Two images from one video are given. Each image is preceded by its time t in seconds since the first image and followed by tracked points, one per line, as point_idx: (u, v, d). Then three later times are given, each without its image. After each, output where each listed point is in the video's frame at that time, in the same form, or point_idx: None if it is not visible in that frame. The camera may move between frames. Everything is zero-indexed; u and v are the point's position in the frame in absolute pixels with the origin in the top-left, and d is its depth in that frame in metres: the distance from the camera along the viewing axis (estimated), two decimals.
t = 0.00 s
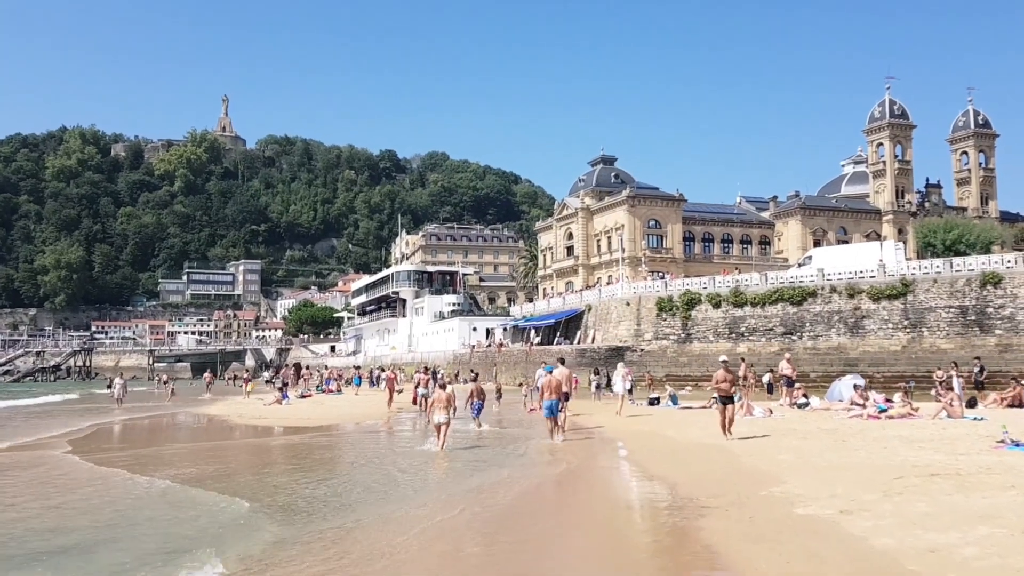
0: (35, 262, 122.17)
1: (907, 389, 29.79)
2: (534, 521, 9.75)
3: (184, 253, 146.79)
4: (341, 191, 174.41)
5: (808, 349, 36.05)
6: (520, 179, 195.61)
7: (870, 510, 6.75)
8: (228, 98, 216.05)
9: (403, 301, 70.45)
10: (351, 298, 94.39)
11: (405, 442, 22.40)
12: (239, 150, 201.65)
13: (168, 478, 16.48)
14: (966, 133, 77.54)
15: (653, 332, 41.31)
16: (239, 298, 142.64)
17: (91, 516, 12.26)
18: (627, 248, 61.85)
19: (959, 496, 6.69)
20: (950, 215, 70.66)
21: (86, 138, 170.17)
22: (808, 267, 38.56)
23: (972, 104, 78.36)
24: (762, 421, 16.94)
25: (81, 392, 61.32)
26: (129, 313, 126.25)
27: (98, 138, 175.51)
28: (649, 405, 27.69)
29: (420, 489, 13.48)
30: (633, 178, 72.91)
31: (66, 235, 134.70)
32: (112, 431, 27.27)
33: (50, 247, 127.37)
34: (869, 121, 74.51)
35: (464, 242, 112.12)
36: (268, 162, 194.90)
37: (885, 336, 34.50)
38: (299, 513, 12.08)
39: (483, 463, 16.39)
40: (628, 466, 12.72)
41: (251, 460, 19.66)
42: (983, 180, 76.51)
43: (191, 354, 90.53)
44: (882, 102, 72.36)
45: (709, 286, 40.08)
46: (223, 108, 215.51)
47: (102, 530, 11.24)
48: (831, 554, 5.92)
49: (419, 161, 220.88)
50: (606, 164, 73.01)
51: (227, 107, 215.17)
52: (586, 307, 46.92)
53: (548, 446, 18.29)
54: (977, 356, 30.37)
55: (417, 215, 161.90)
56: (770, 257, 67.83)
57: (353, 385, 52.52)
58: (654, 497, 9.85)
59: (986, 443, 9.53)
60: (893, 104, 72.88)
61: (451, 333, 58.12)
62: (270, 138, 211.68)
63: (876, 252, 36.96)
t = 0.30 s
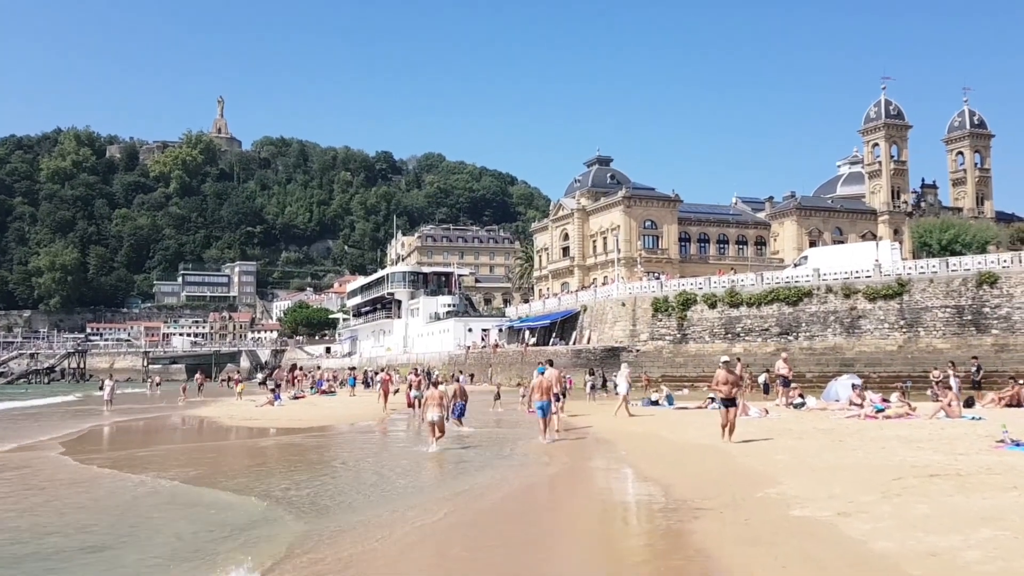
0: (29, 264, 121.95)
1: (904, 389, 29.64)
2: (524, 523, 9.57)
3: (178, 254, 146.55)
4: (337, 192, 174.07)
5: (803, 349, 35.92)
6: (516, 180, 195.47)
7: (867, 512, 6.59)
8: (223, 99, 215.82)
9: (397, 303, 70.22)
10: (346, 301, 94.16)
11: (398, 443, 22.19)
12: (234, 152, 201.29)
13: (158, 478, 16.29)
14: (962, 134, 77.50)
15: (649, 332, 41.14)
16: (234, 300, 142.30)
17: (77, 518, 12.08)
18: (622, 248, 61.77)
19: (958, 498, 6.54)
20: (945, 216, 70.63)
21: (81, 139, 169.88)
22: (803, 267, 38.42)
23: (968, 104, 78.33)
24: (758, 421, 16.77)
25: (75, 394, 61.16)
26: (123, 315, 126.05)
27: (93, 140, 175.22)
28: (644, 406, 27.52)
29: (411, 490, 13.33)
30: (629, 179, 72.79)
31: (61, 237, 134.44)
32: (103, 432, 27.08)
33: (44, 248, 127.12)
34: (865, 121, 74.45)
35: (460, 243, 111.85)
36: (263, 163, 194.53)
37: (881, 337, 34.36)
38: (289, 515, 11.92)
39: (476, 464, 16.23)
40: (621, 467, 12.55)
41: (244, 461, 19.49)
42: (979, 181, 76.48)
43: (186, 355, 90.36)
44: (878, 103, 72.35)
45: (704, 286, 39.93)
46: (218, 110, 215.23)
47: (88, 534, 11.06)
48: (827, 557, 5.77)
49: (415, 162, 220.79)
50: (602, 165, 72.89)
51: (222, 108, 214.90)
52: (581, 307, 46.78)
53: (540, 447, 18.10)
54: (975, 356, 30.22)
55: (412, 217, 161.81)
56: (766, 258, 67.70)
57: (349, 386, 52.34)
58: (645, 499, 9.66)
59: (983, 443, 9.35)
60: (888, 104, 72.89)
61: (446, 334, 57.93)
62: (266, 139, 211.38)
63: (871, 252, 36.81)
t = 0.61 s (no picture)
0: (24, 263, 121.53)
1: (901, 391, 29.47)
2: (515, 530, 9.38)
3: (174, 254, 146.11)
4: (333, 191, 173.74)
5: (800, 350, 35.73)
6: (513, 180, 195.12)
7: (870, 523, 6.41)
8: (219, 98, 215.32)
9: (393, 303, 69.99)
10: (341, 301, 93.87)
11: (391, 445, 21.95)
12: (230, 151, 200.80)
13: (147, 481, 16.08)
14: (958, 134, 77.40)
15: (645, 333, 40.93)
16: (230, 299, 142.03)
17: (64, 521, 11.85)
18: (618, 249, 61.57)
19: (963, 508, 6.37)
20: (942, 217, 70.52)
21: (77, 138, 169.32)
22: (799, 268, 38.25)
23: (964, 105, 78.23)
24: (755, 424, 16.57)
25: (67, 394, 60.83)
26: (118, 314, 125.66)
27: (89, 138, 174.65)
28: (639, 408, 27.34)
29: (402, 494, 13.11)
30: (625, 179, 72.59)
31: (56, 236, 134.02)
32: (93, 434, 26.86)
33: (39, 247, 126.75)
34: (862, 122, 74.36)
35: (456, 242, 111.51)
36: (259, 162, 194.05)
37: (877, 338, 34.18)
38: (278, 519, 11.72)
39: (468, 467, 16.01)
40: (616, 473, 12.34)
41: (235, 462, 19.28)
42: (976, 181, 76.40)
43: (180, 355, 90.13)
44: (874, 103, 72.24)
45: (701, 287, 39.74)
46: (214, 109, 214.72)
47: (74, 536, 10.87)
48: (828, 570, 5.60)
49: (412, 162, 220.46)
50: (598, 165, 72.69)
51: (218, 107, 214.38)
52: (576, 308, 46.59)
53: (534, 451, 17.94)
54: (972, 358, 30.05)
55: (408, 216, 161.67)
56: (762, 258, 67.57)
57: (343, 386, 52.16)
58: (640, 505, 9.47)
59: (985, 449, 9.13)
60: (885, 105, 72.80)
61: (441, 334, 57.69)
62: (262, 139, 210.94)
63: (868, 252, 36.61)
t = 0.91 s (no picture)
0: (20, 264, 121.21)
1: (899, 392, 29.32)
2: (512, 532, 9.22)
3: (170, 255, 145.84)
4: (330, 192, 173.71)
5: (798, 351, 35.58)
6: (509, 181, 194.94)
7: (876, 526, 6.27)
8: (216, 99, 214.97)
9: (389, 303, 69.78)
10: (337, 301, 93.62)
11: (385, 447, 21.77)
12: (226, 151, 200.46)
13: (140, 481, 15.90)
14: (955, 135, 77.35)
15: (642, 334, 40.77)
16: (226, 300, 141.87)
17: (54, 521, 11.69)
18: (615, 249, 61.34)
19: (972, 511, 6.22)
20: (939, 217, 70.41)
21: (73, 139, 168.89)
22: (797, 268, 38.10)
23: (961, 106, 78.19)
24: (753, 425, 16.41)
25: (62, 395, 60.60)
26: (114, 315, 125.30)
27: (85, 139, 174.27)
28: (637, 409, 27.17)
29: (396, 495, 12.95)
30: (622, 179, 72.44)
31: (52, 236, 133.71)
32: (86, 435, 26.68)
33: (35, 248, 126.43)
34: (859, 122, 74.30)
35: (453, 243, 111.50)
36: (256, 163, 193.81)
37: (875, 338, 34.03)
38: (271, 520, 11.56)
39: (463, 468, 15.83)
40: (613, 474, 12.17)
41: (229, 463, 19.11)
42: (972, 182, 76.37)
43: (176, 356, 89.95)
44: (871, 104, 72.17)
45: (698, 287, 39.56)
46: (210, 109, 214.35)
47: (62, 537, 10.69)
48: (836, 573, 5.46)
49: (409, 162, 220.29)
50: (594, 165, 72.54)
51: (215, 108, 214.03)
52: (573, 308, 46.42)
53: (530, 451, 17.76)
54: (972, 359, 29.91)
55: (405, 217, 161.64)
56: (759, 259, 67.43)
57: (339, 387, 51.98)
58: (638, 507, 9.31)
59: (990, 449, 8.95)
60: (882, 106, 72.74)
61: (438, 335, 57.50)
62: (259, 140, 210.58)
63: (866, 253, 36.45)
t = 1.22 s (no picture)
0: (17, 264, 120.93)
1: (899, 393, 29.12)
2: (507, 536, 9.07)
3: (168, 255, 145.57)
4: (328, 192, 173.50)
5: (796, 351, 35.39)
6: (508, 181, 194.65)
7: (883, 534, 6.15)
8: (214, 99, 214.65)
9: (386, 303, 69.56)
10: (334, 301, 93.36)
11: (380, 448, 21.56)
12: (224, 151, 200.12)
13: (132, 482, 15.73)
14: (954, 134, 77.19)
15: (640, 334, 40.55)
16: (224, 300, 141.58)
17: (45, 523, 11.51)
18: (613, 248, 61.12)
19: (979, 519, 6.12)
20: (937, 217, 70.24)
21: (70, 138, 168.58)
22: (796, 267, 37.92)
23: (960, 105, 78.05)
24: (754, 427, 16.24)
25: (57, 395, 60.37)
26: (112, 315, 125.04)
27: (82, 138, 173.90)
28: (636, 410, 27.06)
29: (390, 496, 12.79)
30: (619, 179, 72.23)
31: (49, 236, 133.54)
32: (80, 436, 26.48)
33: (32, 248, 126.24)
34: (857, 122, 74.17)
35: (451, 243, 111.38)
36: (254, 163, 193.53)
37: (874, 338, 33.85)
38: (265, 520, 11.41)
39: (459, 469, 15.64)
40: (611, 477, 12.02)
41: (221, 465, 18.93)
42: (971, 181, 76.23)
43: (173, 356, 89.82)
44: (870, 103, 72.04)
45: (696, 287, 39.36)
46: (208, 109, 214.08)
47: (52, 539, 10.51)
48: None
49: (407, 163, 220.07)
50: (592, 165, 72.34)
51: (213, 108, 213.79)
52: (571, 308, 46.20)
53: (526, 453, 17.58)
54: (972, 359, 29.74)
55: (403, 217, 161.31)
56: (758, 258, 67.21)
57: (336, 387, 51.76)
58: (635, 512, 9.14)
59: (996, 453, 8.77)
60: (881, 105, 72.63)
61: (435, 335, 57.29)
62: (257, 140, 210.28)
63: (865, 252, 36.28)
